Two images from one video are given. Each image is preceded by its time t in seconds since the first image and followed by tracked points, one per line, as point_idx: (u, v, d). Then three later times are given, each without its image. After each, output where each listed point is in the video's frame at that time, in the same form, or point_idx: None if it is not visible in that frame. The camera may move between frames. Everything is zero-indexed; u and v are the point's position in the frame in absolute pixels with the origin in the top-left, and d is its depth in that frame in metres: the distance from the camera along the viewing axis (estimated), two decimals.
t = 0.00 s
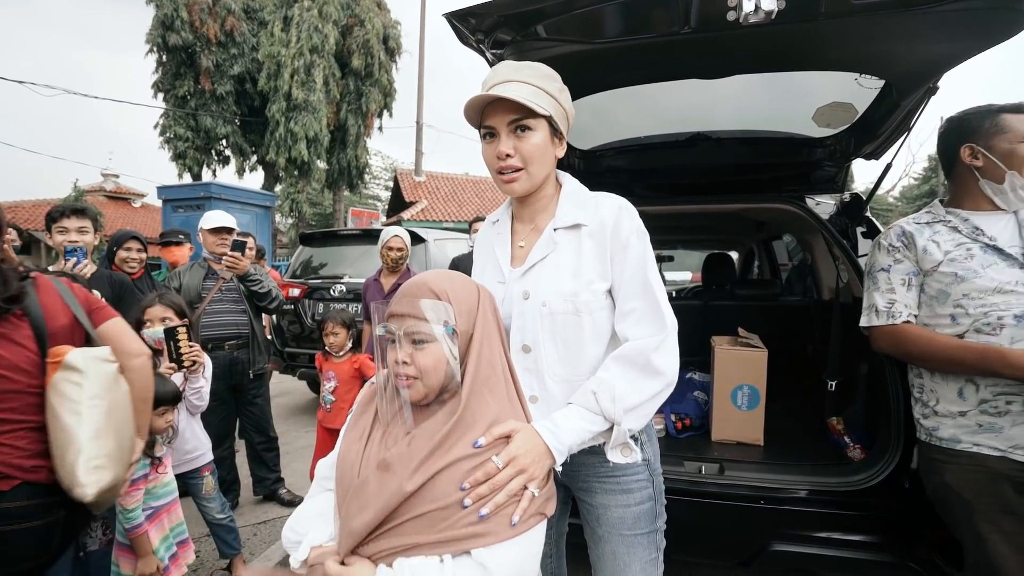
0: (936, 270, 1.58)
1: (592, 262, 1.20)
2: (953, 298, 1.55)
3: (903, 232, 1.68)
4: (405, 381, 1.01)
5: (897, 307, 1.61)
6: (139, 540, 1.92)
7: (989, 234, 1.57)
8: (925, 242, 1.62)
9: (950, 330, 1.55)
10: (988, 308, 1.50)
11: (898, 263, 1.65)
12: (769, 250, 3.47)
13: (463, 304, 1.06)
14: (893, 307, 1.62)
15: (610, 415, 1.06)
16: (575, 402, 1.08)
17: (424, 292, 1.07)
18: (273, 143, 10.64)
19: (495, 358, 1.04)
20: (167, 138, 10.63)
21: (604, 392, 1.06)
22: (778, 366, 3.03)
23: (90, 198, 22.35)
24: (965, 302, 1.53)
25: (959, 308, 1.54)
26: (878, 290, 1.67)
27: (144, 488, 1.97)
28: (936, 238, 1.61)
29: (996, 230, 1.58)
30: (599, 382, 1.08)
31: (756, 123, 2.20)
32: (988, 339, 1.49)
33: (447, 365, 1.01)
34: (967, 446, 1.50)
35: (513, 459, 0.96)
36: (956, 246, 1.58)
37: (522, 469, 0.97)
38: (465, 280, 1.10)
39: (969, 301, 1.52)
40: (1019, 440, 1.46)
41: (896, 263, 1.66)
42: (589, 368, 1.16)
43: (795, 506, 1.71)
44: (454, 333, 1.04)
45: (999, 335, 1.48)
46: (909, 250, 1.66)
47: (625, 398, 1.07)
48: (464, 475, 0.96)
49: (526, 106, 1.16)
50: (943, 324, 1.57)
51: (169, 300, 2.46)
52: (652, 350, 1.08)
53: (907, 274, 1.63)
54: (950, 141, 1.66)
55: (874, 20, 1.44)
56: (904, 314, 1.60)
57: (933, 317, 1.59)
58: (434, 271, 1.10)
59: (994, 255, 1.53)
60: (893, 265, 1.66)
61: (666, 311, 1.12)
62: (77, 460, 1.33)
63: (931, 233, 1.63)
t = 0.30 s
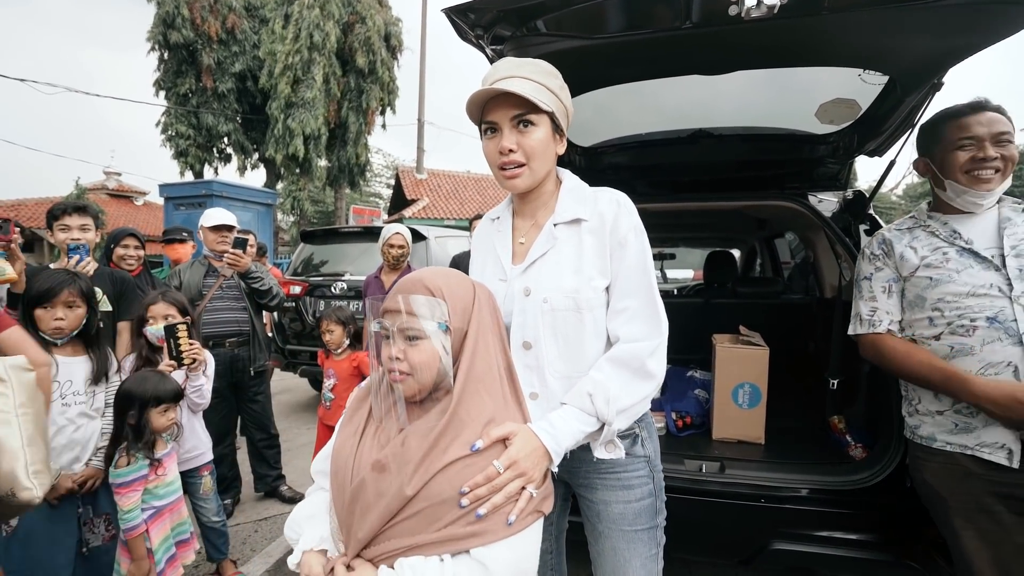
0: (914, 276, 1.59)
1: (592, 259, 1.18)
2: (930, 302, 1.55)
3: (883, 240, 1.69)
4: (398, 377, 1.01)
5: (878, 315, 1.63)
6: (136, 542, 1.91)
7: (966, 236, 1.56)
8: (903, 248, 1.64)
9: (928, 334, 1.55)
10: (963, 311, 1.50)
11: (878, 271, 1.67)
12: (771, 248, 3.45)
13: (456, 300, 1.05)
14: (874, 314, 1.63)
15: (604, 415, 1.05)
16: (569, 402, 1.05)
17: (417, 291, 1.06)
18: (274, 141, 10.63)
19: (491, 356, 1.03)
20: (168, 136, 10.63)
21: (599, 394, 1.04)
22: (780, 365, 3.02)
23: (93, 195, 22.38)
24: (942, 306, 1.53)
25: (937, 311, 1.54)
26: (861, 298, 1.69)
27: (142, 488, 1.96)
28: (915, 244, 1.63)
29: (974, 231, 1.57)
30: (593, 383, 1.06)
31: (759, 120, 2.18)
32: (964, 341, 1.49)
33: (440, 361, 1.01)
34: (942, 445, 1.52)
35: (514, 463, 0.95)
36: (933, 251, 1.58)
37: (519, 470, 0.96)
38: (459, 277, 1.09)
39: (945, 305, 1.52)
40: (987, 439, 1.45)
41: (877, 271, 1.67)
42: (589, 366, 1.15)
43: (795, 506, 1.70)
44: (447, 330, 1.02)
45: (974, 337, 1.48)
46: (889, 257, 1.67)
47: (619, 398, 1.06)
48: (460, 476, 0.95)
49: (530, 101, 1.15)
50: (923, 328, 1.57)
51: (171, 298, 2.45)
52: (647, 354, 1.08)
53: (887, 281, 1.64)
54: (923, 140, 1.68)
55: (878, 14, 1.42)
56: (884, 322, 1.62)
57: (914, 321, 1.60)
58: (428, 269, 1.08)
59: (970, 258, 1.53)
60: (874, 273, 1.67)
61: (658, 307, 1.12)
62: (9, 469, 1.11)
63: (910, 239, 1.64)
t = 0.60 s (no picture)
0: (920, 279, 1.58)
1: (591, 259, 1.18)
2: (938, 305, 1.54)
3: (888, 243, 1.68)
4: (388, 382, 1.02)
5: (882, 319, 1.61)
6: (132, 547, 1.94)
7: (974, 238, 1.56)
8: (909, 250, 1.63)
9: (936, 337, 1.54)
10: (972, 314, 1.49)
11: (883, 275, 1.65)
12: (772, 249, 3.44)
13: (445, 304, 1.05)
14: (878, 318, 1.62)
15: (599, 417, 1.05)
16: (564, 404, 1.06)
17: (405, 296, 1.06)
18: (276, 141, 10.65)
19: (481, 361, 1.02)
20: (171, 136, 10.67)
21: (593, 395, 1.05)
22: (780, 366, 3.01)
23: (97, 195, 22.47)
24: (950, 309, 1.52)
25: (945, 315, 1.53)
26: (865, 302, 1.67)
27: (138, 493, 1.99)
28: (920, 246, 1.62)
29: (981, 232, 1.57)
30: (587, 385, 1.06)
31: (758, 121, 2.18)
32: (973, 345, 1.49)
33: (427, 364, 1.01)
34: (948, 447, 1.51)
35: (507, 469, 0.95)
36: (940, 253, 1.58)
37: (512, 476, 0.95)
38: (448, 281, 1.09)
39: (953, 308, 1.52)
40: (997, 443, 1.44)
41: (880, 275, 1.66)
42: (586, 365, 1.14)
43: (794, 508, 1.69)
44: (435, 334, 1.02)
45: (983, 341, 1.47)
46: (893, 261, 1.66)
47: (613, 400, 1.06)
48: (453, 482, 0.95)
49: (556, 104, 1.18)
50: (930, 331, 1.56)
51: (172, 298, 2.46)
52: (641, 355, 1.08)
53: (892, 285, 1.62)
54: (926, 143, 1.67)
55: (876, 14, 1.41)
56: (889, 327, 1.60)
57: (920, 325, 1.58)
58: (415, 274, 1.08)
59: (978, 260, 1.53)
60: (877, 277, 1.66)
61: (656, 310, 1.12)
62: None
63: (916, 242, 1.63)
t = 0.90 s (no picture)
0: (936, 281, 1.58)
1: (596, 258, 1.18)
2: (953, 309, 1.54)
3: (905, 243, 1.67)
4: (377, 384, 1.03)
5: (894, 320, 1.61)
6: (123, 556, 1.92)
7: (994, 242, 1.56)
8: (927, 252, 1.62)
9: (949, 342, 1.55)
10: (987, 319, 1.50)
11: (897, 275, 1.64)
12: (771, 252, 3.44)
13: (435, 308, 1.04)
14: (889, 320, 1.62)
15: (584, 419, 1.02)
16: (548, 410, 1.02)
17: (396, 299, 1.06)
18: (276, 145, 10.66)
19: (469, 368, 1.02)
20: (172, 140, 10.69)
21: (577, 398, 1.01)
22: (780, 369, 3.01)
23: (99, 199, 22.52)
24: (966, 313, 1.53)
25: (960, 319, 1.54)
26: (876, 303, 1.67)
27: (132, 501, 1.98)
28: (938, 248, 1.61)
29: (1001, 236, 1.56)
30: (570, 388, 1.02)
31: (756, 124, 2.18)
32: (986, 351, 1.49)
33: (416, 368, 1.02)
34: (949, 450, 1.51)
35: (486, 494, 0.94)
36: (958, 256, 1.57)
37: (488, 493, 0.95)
38: (440, 286, 1.08)
39: (969, 313, 1.52)
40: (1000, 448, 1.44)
41: (895, 275, 1.65)
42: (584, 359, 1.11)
43: (793, 511, 1.69)
44: (424, 337, 1.02)
45: (998, 347, 1.48)
46: (909, 261, 1.65)
47: (598, 401, 1.03)
48: (436, 492, 0.95)
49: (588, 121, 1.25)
50: (943, 335, 1.57)
51: (174, 301, 2.47)
52: (622, 349, 1.06)
53: (905, 286, 1.62)
54: (942, 143, 1.67)
55: (872, 19, 1.42)
56: (900, 329, 1.60)
57: (932, 328, 1.59)
58: (406, 277, 1.08)
59: (998, 265, 1.53)
60: (891, 277, 1.65)
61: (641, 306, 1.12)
62: None
63: (934, 242, 1.63)
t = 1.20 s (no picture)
0: (943, 284, 1.58)
1: (601, 263, 1.18)
2: (957, 313, 1.55)
3: (913, 244, 1.66)
4: (372, 386, 1.04)
5: (898, 322, 1.62)
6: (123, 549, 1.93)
7: (1003, 246, 1.55)
8: (935, 254, 1.62)
9: (952, 346, 1.55)
10: (992, 325, 1.50)
11: (904, 276, 1.64)
12: (771, 253, 3.44)
13: (425, 309, 1.05)
14: (894, 322, 1.62)
15: (596, 425, 1.03)
16: (561, 412, 1.03)
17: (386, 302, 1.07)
18: (277, 145, 10.68)
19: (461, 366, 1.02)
20: (173, 141, 10.72)
21: (591, 403, 1.02)
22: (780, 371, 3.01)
23: (100, 200, 22.58)
24: (970, 318, 1.53)
25: (964, 323, 1.54)
26: (882, 304, 1.67)
27: (132, 495, 2.00)
28: (947, 250, 1.61)
29: (1010, 240, 1.56)
30: (584, 392, 1.03)
31: (755, 126, 2.19)
32: (988, 356, 1.49)
33: (409, 369, 1.03)
34: (945, 452, 1.52)
35: (498, 488, 0.94)
36: (966, 260, 1.57)
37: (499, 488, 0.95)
38: (430, 286, 1.09)
39: (972, 318, 1.52)
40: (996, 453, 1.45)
41: (901, 276, 1.65)
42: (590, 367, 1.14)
43: (793, 512, 1.69)
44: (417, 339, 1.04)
45: (999, 353, 1.48)
46: (917, 262, 1.64)
47: (611, 407, 1.04)
48: (436, 489, 0.95)
49: (586, 117, 1.23)
50: (946, 339, 1.57)
51: (177, 302, 2.47)
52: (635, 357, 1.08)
53: (912, 288, 1.62)
54: (954, 145, 1.68)
55: (870, 21, 1.43)
56: (904, 331, 1.61)
57: (936, 331, 1.59)
58: (397, 279, 1.09)
59: (1006, 270, 1.52)
60: (898, 278, 1.65)
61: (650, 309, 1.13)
62: None
63: (942, 245, 1.63)
